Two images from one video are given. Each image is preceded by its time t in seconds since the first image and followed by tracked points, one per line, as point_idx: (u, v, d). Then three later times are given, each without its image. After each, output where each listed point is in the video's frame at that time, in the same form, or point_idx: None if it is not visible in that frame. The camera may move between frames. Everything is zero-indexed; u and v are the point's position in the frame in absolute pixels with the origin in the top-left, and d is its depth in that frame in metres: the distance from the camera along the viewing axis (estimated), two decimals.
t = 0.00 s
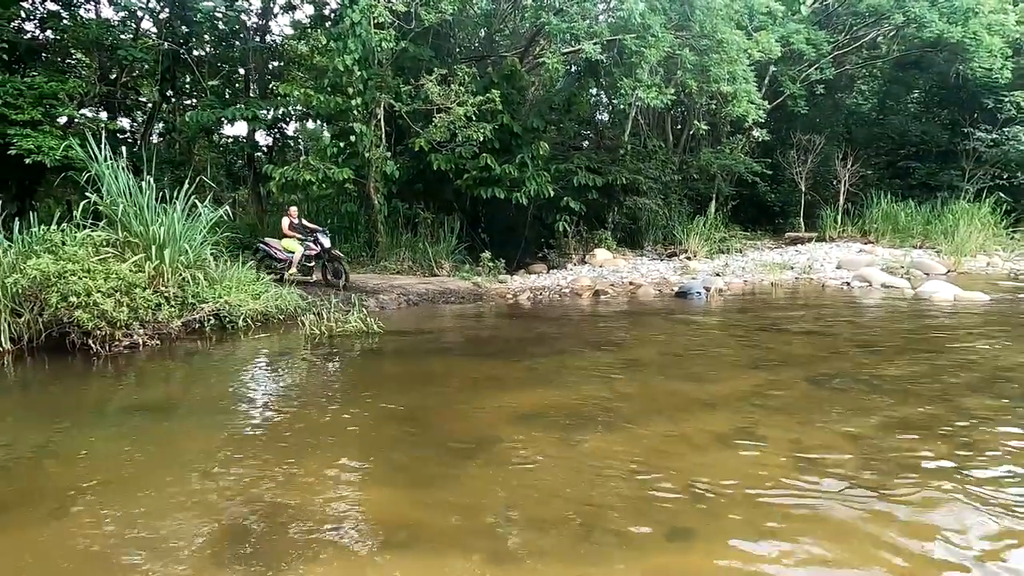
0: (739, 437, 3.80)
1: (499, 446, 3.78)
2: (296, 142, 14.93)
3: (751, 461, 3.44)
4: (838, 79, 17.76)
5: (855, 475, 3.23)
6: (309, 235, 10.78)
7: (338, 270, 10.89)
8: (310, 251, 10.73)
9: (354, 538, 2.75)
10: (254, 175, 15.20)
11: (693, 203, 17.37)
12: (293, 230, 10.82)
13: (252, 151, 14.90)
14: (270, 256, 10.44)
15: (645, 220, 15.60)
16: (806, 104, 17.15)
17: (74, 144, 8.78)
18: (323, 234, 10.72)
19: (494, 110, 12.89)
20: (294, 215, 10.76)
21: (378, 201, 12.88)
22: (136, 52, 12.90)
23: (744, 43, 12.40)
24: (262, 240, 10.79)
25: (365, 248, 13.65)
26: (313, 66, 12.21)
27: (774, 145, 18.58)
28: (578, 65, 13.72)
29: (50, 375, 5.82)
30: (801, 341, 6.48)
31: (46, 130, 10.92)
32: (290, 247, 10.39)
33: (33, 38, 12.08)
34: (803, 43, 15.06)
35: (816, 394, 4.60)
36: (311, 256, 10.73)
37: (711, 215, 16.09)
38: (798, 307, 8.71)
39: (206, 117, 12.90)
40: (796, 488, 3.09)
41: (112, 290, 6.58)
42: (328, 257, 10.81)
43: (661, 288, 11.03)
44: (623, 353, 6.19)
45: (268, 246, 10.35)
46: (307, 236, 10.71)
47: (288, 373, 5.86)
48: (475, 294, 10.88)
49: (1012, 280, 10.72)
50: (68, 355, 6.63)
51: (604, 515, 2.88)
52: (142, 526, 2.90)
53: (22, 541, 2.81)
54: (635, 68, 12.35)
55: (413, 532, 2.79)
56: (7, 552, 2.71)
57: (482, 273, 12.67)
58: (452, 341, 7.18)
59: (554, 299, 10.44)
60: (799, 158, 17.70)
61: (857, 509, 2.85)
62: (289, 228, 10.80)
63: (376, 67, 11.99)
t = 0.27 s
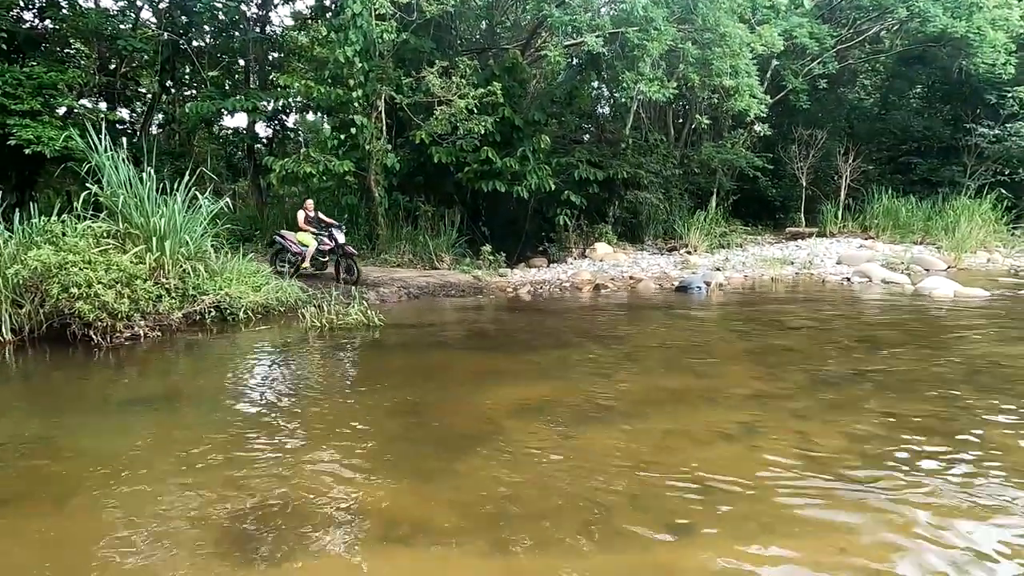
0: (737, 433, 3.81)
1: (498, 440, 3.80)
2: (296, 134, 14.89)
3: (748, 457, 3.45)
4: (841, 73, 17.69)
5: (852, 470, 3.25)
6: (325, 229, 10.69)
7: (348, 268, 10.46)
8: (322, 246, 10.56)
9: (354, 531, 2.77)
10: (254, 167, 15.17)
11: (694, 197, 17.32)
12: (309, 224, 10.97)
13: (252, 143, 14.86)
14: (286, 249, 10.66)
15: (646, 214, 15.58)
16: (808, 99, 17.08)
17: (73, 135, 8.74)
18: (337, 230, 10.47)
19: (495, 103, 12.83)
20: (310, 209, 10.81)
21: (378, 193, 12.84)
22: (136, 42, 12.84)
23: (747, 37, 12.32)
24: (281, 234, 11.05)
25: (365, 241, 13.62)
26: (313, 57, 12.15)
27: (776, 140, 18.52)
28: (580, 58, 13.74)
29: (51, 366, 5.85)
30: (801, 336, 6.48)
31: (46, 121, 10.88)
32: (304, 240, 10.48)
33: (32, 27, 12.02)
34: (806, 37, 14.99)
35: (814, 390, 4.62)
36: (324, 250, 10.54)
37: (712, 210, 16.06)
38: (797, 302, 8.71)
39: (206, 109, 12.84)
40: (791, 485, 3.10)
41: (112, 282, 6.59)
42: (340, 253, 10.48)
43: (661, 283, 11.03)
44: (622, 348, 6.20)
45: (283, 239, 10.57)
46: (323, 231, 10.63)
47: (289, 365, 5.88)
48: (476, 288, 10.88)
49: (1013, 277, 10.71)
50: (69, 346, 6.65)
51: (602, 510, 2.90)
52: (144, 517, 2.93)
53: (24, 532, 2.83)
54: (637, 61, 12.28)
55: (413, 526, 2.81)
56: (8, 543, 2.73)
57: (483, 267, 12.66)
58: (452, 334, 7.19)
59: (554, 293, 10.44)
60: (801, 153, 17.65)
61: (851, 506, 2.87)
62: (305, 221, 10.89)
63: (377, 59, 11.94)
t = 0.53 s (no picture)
0: (720, 423, 3.88)
1: (486, 433, 3.82)
2: (278, 128, 14.68)
3: (732, 446, 3.52)
4: (822, 69, 17.89)
5: (832, 458, 3.33)
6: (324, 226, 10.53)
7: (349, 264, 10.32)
8: (320, 242, 10.36)
9: (343, 526, 2.78)
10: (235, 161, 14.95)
11: (678, 191, 17.42)
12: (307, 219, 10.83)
13: (233, 136, 14.63)
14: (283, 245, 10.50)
15: (631, 208, 15.65)
16: (790, 93, 17.27)
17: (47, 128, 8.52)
18: (337, 226, 10.33)
19: (479, 97, 12.77)
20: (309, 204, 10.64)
21: (362, 188, 12.71)
22: (111, 32, 12.54)
23: (729, 32, 12.41)
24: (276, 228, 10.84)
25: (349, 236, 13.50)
26: (295, 49, 11.97)
27: (759, 134, 18.70)
28: (565, 51, 13.16)
29: (29, 365, 5.73)
30: (782, 328, 6.59)
31: (18, 113, 10.58)
32: (303, 237, 10.33)
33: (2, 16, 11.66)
34: (788, 32, 15.11)
35: (796, 380, 4.71)
36: (322, 247, 10.32)
37: (696, 204, 16.19)
38: (779, 295, 8.85)
39: (185, 101, 12.58)
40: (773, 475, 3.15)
41: (90, 278, 6.47)
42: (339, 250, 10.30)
43: (646, 276, 11.12)
44: (608, 341, 6.25)
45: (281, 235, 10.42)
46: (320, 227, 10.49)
47: (273, 361, 5.83)
48: (461, 282, 10.87)
49: (987, 269, 10.98)
50: (46, 344, 6.51)
51: (590, 500, 2.94)
52: (130, 516, 2.90)
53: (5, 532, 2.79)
54: (621, 56, 12.30)
55: (403, 519, 2.82)
56: None
57: (469, 261, 12.65)
58: (438, 329, 7.19)
59: (539, 287, 10.48)
60: (782, 147, 17.85)
61: (832, 494, 2.92)
62: (303, 217, 10.79)
63: (360, 52, 11.81)
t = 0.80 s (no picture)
0: (712, 421, 3.91)
1: (481, 433, 3.82)
2: (270, 127, 14.61)
3: (723, 445, 3.54)
4: (813, 69, 18.02)
5: (825, 457, 3.34)
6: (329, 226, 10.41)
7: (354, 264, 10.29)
8: (325, 244, 10.24)
9: (337, 527, 2.77)
10: (227, 161, 14.87)
11: (671, 191, 17.49)
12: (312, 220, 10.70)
13: (225, 136, 14.56)
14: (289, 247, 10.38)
15: (624, 208, 15.69)
16: (781, 94, 17.38)
17: (36, 128, 8.42)
18: (343, 228, 10.21)
19: (473, 97, 12.76)
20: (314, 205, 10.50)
21: (355, 188, 12.64)
22: (101, 31, 12.44)
23: (722, 33, 12.48)
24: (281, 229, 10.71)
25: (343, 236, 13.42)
26: (287, 49, 11.91)
27: (751, 134, 18.80)
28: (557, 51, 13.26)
29: (18, 366, 5.68)
30: (773, 327, 6.65)
31: (7, 113, 10.46)
32: (307, 238, 10.16)
33: None
34: (779, 33, 15.27)
35: (789, 379, 4.74)
36: (328, 248, 10.25)
37: (689, 204, 16.26)
38: (771, 294, 8.92)
39: (177, 101, 12.48)
40: (763, 472, 3.19)
41: (81, 279, 6.42)
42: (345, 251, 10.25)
43: (639, 276, 11.16)
44: (601, 340, 6.27)
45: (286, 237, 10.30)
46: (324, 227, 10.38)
47: (266, 362, 5.82)
48: (455, 282, 10.86)
49: (975, 268, 11.09)
50: (35, 345, 6.44)
51: (584, 500, 2.94)
52: (123, 518, 2.89)
53: None
54: (614, 56, 12.33)
55: (396, 520, 2.82)
56: None
57: (462, 261, 12.66)
58: (432, 329, 7.19)
59: (533, 287, 10.49)
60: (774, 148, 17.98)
61: (822, 491, 2.96)
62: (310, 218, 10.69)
63: (353, 51, 11.78)
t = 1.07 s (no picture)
0: (698, 420, 3.95)
1: (468, 433, 3.82)
2: (257, 128, 14.49)
3: (709, 443, 3.58)
4: (799, 73, 18.24)
5: (809, 457, 3.38)
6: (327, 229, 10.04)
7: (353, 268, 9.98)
8: (324, 246, 9.94)
9: (322, 528, 2.75)
10: (212, 161, 14.73)
11: (659, 193, 17.59)
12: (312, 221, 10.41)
13: (210, 136, 14.41)
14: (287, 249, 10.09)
15: (612, 209, 15.76)
16: (767, 97, 17.57)
17: (16, 127, 8.26)
18: (340, 228, 9.86)
19: (462, 98, 12.75)
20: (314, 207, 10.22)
21: (343, 188, 12.51)
22: (83, 29, 12.26)
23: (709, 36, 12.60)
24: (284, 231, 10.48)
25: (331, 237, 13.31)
26: (274, 49, 11.75)
27: (737, 136, 18.98)
28: (546, 54, 13.73)
29: None
30: (759, 327, 6.72)
31: None
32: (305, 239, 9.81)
33: None
34: (765, 37, 15.47)
35: (774, 379, 4.79)
36: (327, 250, 9.97)
37: (676, 205, 16.36)
38: (757, 295, 9.01)
39: (161, 100, 12.31)
40: (750, 472, 3.22)
41: (62, 280, 6.31)
42: (344, 254, 9.93)
43: (627, 277, 11.22)
44: (589, 341, 6.30)
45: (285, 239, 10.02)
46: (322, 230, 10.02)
47: (251, 363, 5.76)
48: (444, 283, 10.84)
49: (956, 269, 11.28)
50: (15, 348, 6.30)
51: (571, 499, 2.95)
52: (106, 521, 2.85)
53: None
54: (602, 58, 12.39)
55: (382, 521, 2.80)
56: None
57: (451, 262, 12.64)
58: (420, 329, 7.17)
59: (522, 288, 10.50)
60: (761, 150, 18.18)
61: (808, 490, 3.00)
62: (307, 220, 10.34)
63: (341, 51, 11.72)
